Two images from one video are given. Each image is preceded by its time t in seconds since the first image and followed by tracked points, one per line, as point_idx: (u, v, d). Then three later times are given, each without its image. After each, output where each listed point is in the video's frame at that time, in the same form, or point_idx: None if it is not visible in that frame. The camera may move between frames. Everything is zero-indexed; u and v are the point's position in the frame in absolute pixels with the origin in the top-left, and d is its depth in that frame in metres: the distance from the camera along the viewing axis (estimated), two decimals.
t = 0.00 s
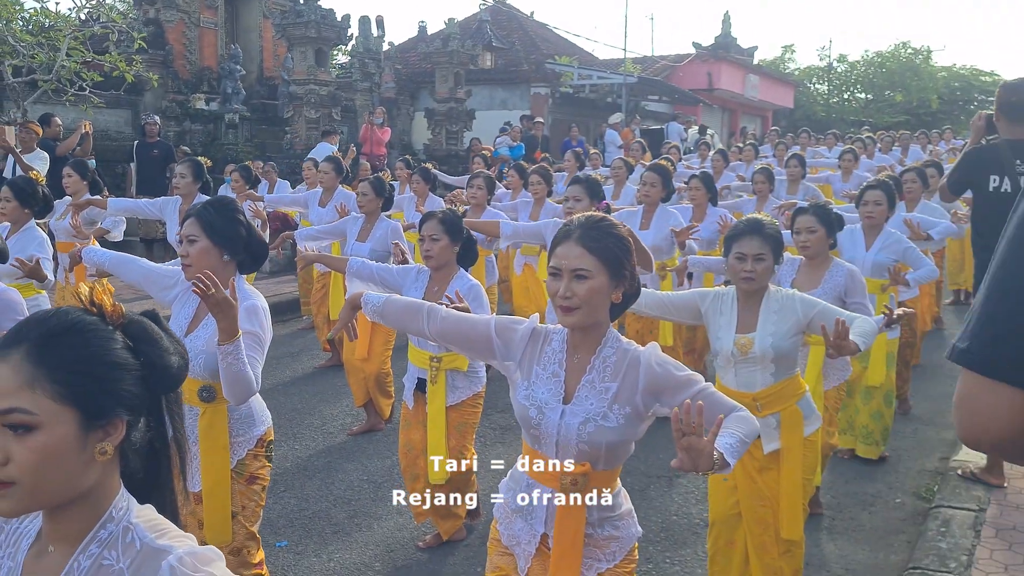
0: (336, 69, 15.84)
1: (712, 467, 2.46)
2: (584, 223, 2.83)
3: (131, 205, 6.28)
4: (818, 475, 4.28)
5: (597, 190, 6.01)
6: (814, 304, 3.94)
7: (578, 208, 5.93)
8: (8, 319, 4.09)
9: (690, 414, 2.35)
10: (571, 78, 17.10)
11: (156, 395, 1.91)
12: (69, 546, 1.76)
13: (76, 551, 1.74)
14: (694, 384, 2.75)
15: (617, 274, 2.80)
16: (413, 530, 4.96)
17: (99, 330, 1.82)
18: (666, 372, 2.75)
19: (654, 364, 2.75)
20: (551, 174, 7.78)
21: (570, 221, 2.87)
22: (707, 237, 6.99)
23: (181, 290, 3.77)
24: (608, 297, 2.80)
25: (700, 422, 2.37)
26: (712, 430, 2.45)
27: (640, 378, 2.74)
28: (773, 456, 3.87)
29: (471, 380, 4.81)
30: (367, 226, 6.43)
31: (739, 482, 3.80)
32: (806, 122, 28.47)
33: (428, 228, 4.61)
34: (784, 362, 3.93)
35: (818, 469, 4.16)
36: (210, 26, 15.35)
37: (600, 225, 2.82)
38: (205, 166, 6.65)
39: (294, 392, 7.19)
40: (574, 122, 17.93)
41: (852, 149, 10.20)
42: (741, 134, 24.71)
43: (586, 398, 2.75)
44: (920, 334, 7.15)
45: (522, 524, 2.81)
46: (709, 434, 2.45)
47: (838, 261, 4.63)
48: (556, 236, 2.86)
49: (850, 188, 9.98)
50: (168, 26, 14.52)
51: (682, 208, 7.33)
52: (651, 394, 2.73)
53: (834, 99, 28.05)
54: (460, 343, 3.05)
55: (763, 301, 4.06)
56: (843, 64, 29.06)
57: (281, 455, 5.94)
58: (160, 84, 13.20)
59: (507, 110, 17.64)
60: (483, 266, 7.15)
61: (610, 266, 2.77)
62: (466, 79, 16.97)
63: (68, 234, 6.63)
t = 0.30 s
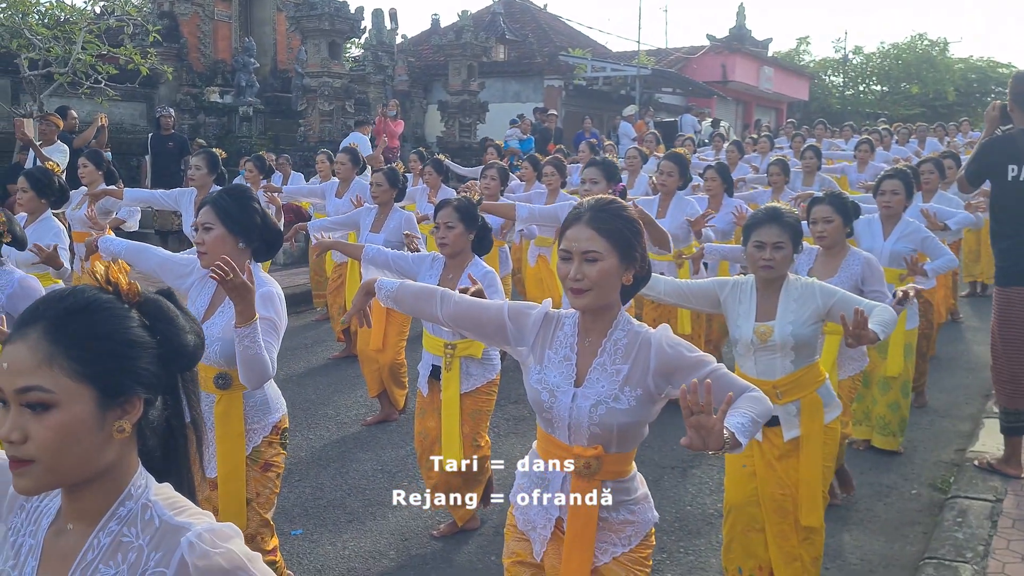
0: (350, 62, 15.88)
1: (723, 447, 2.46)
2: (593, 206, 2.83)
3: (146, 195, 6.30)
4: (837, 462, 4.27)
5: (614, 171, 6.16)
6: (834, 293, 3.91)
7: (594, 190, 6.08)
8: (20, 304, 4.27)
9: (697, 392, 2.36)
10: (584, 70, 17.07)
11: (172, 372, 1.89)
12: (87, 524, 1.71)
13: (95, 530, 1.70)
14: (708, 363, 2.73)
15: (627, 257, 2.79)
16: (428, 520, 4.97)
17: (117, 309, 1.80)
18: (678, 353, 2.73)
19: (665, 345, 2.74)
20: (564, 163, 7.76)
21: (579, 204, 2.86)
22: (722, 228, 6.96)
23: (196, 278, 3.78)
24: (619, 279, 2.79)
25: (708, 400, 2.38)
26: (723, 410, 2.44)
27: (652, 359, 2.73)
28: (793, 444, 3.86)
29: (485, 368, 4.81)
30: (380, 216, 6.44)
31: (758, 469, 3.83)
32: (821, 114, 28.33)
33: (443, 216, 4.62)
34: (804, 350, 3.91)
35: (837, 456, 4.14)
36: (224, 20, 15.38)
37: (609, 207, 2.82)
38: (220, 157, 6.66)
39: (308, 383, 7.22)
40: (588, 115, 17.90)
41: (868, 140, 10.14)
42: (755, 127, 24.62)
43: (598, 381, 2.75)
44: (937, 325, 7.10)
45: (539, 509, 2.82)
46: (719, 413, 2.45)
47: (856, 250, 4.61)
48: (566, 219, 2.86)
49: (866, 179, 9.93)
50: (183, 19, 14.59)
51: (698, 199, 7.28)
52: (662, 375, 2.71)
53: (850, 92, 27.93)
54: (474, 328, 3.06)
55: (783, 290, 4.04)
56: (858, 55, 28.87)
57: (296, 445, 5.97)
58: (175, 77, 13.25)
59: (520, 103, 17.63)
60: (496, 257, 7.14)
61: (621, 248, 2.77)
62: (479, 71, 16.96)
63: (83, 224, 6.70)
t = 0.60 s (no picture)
0: (366, 51, 15.89)
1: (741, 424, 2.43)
2: (611, 183, 2.82)
3: (166, 182, 6.31)
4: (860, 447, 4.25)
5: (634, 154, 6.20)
6: (858, 276, 3.88)
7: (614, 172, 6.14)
8: (43, 286, 4.30)
9: (712, 366, 2.35)
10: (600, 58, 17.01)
11: (199, 347, 1.85)
12: (115, 498, 1.68)
13: (124, 503, 1.67)
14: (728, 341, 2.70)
15: (645, 234, 2.79)
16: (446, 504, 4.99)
17: (144, 284, 1.75)
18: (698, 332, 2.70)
19: (683, 322, 2.70)
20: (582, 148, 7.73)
21: (597, 181, 2.85)
22: (741, 214, 6.90)
23: (217, 260, 3.79)
24: (637, 257, 2.78)
25: (724, 374, 2.37)
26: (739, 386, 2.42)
27: (669, 336, 2.70)
28: (818, 429, 3.84)
29: (504, 351, 4.81)
30: (397, 200, 6.44)
31: (780, 454, 3.81)
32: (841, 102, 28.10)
33: (464, 200, 4.61)
34: (829, 334, 3.89)
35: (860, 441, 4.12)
36: (241, 8, 15.40)
37: (628, 185, 2.80)
38: (240, 145, 6.67)
39: (326, 370, 7.24)
40: (604, 103, 17.84)
41: (889, 125, 10.04)
42: (773, 114, 24.46)
43: (616, 359, 2.73)
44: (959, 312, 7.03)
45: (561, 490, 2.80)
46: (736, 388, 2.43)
47: (876, 230, 4.58)
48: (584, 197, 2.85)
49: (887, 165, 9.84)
50: (200, 8, 14.62)
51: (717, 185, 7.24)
52: (681, 352, 2.69)
53: (869, 80, 27.70)
54: (493, 309, 3.05)
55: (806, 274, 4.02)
56: (877, 42, 28.61)
57: (314, 431, 5.99)
58: (193, 66, 13.30)
59: (537, 91, 17.58)
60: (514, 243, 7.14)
61: (639, 225, 2.76)
62: (496, 59, 16.93)
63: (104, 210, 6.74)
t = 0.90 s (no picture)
0: (385, 38, 15.87)
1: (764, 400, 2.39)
2: (638, 159, 2.79)
3: (188, 167, 6.31)
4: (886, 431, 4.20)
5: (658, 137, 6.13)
6: (883, 260, 3.81)
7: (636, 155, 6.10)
8: (67, 266, 4.32)
9: (735, 341, 2.33)
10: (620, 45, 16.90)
11: (230, 327, 1.77)
12: (144, 468, 1.67)
13: (152, 473, 1.65)
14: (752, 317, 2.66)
15: (671, 211, 2.76)
16: (467, 488, 4.98)
17: (176, 262, 1.67)
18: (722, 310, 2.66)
19: (706, 298, 2.67)
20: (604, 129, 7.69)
21: (622, 157, 2.82)
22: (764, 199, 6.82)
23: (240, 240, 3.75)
24: (663, 233, 2.75)
25: (747, 349, 2.34)
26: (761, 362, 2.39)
27: (692, 312, 2.67)
28: (845, 412, 3.80)
29: (525, 335, 4.78)
30: (415, 180, 6.41)
31: (804, 438, 3.78)
32: (863, 88, 27.79)
33: (486, 182, 4.59)
34: (854, 319, 3.85)
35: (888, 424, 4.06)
36: None
37: (654, 161, 2.78)
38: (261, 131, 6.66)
39: (346, 355, 7.25)
40: (624, 89, 17.74)
41: (914, 109, 9.92)
42: (795, 101, 24.27)
43: (639, 336, 2.71)
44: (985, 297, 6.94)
45: (588, 471, 2.78)
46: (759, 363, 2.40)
47: (901, 207, 4.51)
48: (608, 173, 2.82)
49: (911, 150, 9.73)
50: None
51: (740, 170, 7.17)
52: (704, 329, 2.65)
53: (892, 68, 27.44)
54: (516, 289, 3.03)
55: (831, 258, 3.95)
56: (900, 28, 28.27)
57: (335, 415, 6.00)
58: (212, 53, 13.34)
59: (555, 77, 17.50)
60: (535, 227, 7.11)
61: (666, 202, 2.73)
62: (514, 45, 16.85)
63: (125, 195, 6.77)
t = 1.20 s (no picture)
0: (404, 25, 15.84)
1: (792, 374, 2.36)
2: (666, 136, 2.75)
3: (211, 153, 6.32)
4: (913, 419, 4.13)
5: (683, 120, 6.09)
6: (912, 243, 3.73)
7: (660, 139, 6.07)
8: (92, 250, 4.34)
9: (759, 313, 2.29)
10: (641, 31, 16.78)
11: (264, 301, 1.75)
12: (177, 436, 1.66)
13: (184, 442, 1.65)
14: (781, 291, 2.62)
15: (700, 189, 2.73)
16: (489, 473, 4.97)
17: (211, 235, 1.65)
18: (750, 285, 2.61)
19: (731, 272, 2.62)
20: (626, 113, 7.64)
21: (651, 134, 2.78)
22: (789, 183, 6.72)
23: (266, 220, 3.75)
24: (691, 210, 2.72)
25: (772, 321, 2.30)
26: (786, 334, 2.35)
27: (717, 287, 2.62)
28: (873, 398, 3.73)
29: (548, 321, 4.75)
30: (437, 164, 6.40)
31: (832, 424, 3.73)
32: (888, 75, 27.48)
33: (510, 166, 4.56)
34: (883, 303, 3.77)
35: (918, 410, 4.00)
36: None
37: (681, 137, 2.74)
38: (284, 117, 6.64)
39: (367, 342, 7.26)
40: (644, 76, 17.61)
41: (941, 94, 9.79)
42: (818, 88, 24.04)
43: (664, 313, 2.68)
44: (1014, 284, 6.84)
45: (619, 452, 2.76)
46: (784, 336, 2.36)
47: (931, 187, 4.46)
48: (635, 150, 2.78)
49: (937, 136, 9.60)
50: None
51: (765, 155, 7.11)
52: (730, 305, 2.61)
53: (916, 54, 27.10)
54: (542, 268, 3.01)
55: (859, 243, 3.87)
56: (925, 14, 27.91)
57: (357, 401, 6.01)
58: (232, 41, 13.37)
59: (576, 64, 17.39)
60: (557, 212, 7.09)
61: (695, 179, 2.70)
62: (535, 32, 16.76)
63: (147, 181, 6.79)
